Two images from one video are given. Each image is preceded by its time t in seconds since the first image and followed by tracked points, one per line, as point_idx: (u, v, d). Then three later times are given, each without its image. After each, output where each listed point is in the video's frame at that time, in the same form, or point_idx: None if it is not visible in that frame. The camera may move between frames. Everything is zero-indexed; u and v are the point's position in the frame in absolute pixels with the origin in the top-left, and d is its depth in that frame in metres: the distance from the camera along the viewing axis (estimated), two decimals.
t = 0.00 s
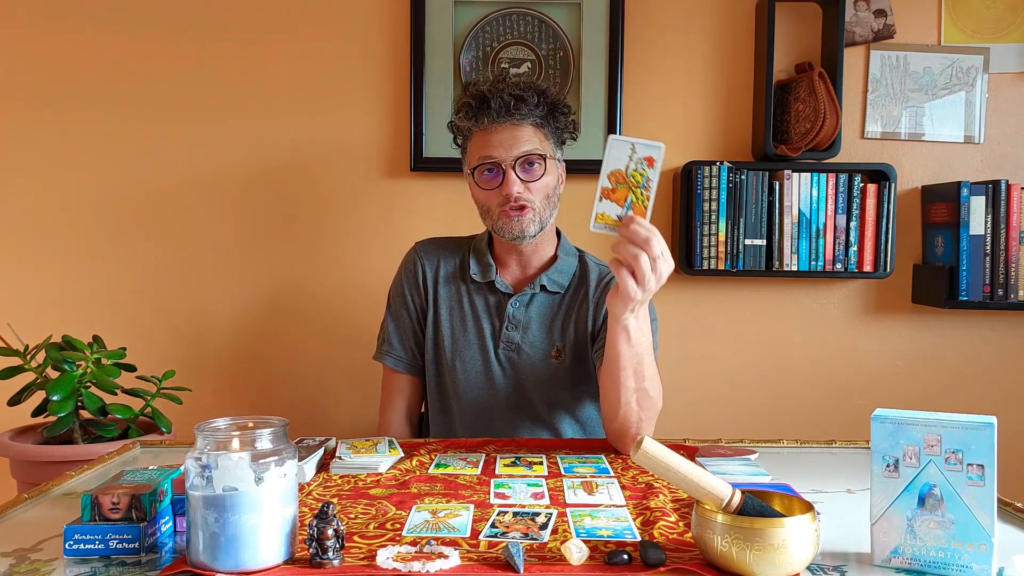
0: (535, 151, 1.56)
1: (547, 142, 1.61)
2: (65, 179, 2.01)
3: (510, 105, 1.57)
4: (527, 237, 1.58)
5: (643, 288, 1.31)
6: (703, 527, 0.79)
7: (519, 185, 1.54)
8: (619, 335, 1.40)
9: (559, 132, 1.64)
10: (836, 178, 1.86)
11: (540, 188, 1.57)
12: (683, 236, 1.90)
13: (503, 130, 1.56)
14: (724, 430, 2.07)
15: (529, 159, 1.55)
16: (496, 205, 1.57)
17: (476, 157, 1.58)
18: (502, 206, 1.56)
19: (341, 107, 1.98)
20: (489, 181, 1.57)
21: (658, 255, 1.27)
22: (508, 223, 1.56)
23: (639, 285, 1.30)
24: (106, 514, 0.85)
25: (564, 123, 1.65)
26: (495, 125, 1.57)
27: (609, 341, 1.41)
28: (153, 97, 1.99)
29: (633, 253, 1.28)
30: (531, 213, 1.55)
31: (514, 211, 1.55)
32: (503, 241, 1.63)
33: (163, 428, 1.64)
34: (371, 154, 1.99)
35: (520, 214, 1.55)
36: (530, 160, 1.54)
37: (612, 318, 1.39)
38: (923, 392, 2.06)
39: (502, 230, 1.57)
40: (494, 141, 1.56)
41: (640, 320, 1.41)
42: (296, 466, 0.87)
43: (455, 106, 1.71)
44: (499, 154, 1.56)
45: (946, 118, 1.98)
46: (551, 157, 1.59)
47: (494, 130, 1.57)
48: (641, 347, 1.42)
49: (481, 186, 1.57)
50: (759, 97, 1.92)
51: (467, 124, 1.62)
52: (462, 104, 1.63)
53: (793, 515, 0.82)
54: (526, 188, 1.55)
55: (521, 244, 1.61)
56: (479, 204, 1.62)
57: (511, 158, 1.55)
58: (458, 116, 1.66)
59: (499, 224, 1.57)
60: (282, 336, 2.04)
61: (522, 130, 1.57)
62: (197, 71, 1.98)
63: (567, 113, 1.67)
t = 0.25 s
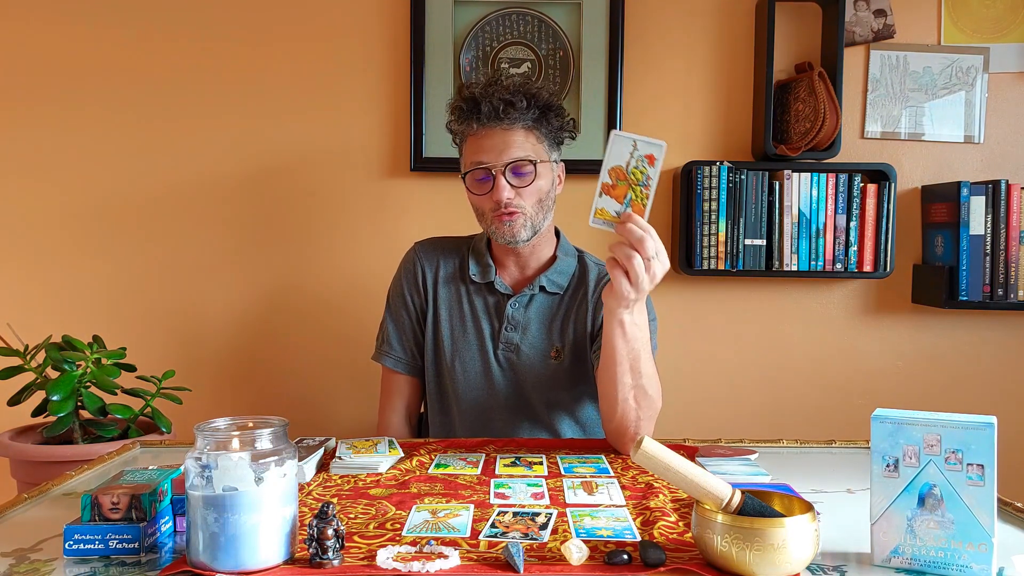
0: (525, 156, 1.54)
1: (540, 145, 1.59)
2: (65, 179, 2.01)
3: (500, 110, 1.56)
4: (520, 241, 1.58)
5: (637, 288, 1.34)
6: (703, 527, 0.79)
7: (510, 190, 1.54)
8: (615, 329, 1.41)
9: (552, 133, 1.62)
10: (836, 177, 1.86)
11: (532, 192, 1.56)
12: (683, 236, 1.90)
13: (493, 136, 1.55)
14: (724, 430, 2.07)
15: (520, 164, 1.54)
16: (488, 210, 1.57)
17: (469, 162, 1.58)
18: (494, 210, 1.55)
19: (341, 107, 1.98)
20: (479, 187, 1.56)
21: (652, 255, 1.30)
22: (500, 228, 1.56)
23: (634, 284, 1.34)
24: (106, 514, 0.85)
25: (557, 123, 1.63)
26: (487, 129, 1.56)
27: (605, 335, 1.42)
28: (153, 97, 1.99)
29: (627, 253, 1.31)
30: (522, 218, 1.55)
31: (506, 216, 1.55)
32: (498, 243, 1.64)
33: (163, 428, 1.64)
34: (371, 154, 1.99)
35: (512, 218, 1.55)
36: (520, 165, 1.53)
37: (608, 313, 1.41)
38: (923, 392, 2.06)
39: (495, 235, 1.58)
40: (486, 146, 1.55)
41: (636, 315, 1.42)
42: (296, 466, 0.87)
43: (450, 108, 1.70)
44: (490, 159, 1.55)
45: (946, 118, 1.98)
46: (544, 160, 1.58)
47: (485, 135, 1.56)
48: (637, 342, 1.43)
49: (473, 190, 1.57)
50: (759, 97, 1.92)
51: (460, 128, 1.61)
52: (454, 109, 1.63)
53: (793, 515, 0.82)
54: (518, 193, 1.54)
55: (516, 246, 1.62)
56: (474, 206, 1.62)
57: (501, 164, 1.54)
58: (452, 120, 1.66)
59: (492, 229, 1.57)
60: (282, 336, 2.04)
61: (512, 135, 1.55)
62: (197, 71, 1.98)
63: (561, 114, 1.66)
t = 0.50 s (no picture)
0: (509, 171, 1.52)
1: (528, 155, 1.55)
2: (65, 179, 2.01)
3: (482, 124, 1.51)
4: (508, 252, 1.59)
5: (619, 258, 1.39)
6: (703, 527, 0.79)
7: (494, 206, 1.53)
8: (608, 315, 1.43)
9: (542, 140, 1.57)
10: (836, 177, 1.86)
11: (517, 206, 1.55)
12: (683, 236, 1.90)
13: (477, 149, 1.53)
14: (724, 430, 2.07)
15: (504, 179, 1.52)
16: (475, 222, 1.58)
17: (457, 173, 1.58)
18: (480, 223, 1.56)
19: (341, 107, 1.98)
20: (466, 200, 1.56)
21: (627, 222, 1.38)
22: (487, 241, 1.57)
23: (615, 254, 1.39)
24: (106, 514, 0.85)
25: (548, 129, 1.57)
26: (470, 143, 1.53)
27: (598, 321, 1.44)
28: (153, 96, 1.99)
29: (601, 223, 1.40)
30: (508, 232, 1.55)
31: (492, 229, 1.56)
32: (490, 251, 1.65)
33: (163, 428, 1.64)
34: (371, 154, 1.99)
35: (497, 232, 1.56)
36: (503, 180, 1.52)
37: (599, 298, 1.43)
38: (923, 392, 2.06)
39: (484, 245, 1.60)
40: (470, 160, 1.54)
41: (628, 300, 1.45)
42: (296, 466, 0.87)
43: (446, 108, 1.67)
44: (475, 172, 1.54)
45: (946, 118, 1.98)
46: (530, 172, 1.55)
47: (469, 148, 1.54)
48: (631, 329, 1.44)
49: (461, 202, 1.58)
50: (759, 97, 1.92)
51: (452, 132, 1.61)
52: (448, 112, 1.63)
53: (793, 515, 0.82)
54: (501, 208, 1.54)
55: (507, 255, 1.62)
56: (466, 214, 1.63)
57: (485, 178, 1.52)
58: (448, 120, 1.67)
59: (481, 240, 1.59)
60: (282, 336, 2.04)
61: (495, 149, 1.52)
62: (198, 71, 1.98)
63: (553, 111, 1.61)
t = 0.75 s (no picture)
0: (505, 175, 1.52)
1: (525, 159, 1.56)
2: (65, 179, 2.01)
3: (477, 129, 1.52)
4: (507, 255, 1.59)
5: (611, 249, 1.41)
6: (703, 527, 0.79)
7: (491, 209, 1.53)
8: (607, 311, 1.43)
9: (538, 140, 1.58)
10: (836, 178, 1.86)
11: (514, 209, 1.54)
12: (683, 236, 1.90)
13: (473, 155, 1.54)
14: (724, 430, 2.07)
15: (500, 183, 1.52)
16: (474, 226, 1.58)
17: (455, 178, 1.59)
18: (478, 227, 1.57)
19: (342, 108, 1.98)
20: (465, 204, 1.57)
21: (618, 213, 1.40)
22: (486, 244, 1.57)
23: (608, 246, 1.41)
24: (106, 514, 0.85)
25: (544, 129, 1.58)
26: (466, 148, 1.54)
27: (597, 318, 1.44)
28: (153, 97, 1.99)
29: (591, 213, 1.42)
30: (506, 234, 1.55)
31: (490, 232, 1.56)
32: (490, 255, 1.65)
33: (163, 428, 1.64)
34: (371, 154, 1.99)
35: (496, 235, 1.56)
36: (500, 184, 1.52)
37: (598, 294, 1.43)
38: (923, 392, 2.06)
39: (484, 248, 1.60)
40: (467, 165, 1.55)
41: (625, 296, 1.45)
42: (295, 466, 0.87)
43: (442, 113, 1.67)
44: (472, 177, 1.55)
45: (946, 118, 1.98)
46: (527, 175, 1.55)
47: (466, 154, 1.55)
48: (630, 326, 1.44)
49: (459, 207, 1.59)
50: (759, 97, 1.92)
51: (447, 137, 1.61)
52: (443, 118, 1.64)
53: (793, 515, 0.82)
54: (499, 212, 1.54)
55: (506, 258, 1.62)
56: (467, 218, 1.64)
57: (482, 183, 1.53)
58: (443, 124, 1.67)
59: (480, 243, 1.59)
60: (282, 336, 2.04)
61: (491, 153, 1.52)
62: (198, 71, 1.98)
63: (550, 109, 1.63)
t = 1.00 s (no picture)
0: (531, 178, 1.52)
1: (546, 162, 1.55)
2: (65, 179, 2.01)
3: (507, 133, 1.49)
4: (520, 253, 1.59)
5: (615, 249, 1.40)
6: (703, 527, 0.79)
7: (513, 212, 1.53)
8: (609, 310, 1.43)
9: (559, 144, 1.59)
10: (836, 177, 1.86)
11: (534, 212, 1.55)
12: (683, 236, 1.90)
13: (498, 157, 1.51)
14: (724, 430, 2.07)
15: (525, 186, 1.51)
16: (490, 227, 1.57)
17: (472, 179, 1.55)
18: (497, 228, 1.55)
19: (342, 107, 1.98)
20: (483, 204, 1.55)
21: (623, 212, 1.38)
22: (501, 243, 1.57)
23: (613, 245, 1.39)
24: (106, 514, 0.85)
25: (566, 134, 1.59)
26: (490, 149, 1.51)
27: (601, 318, 1.43)
28: (153, 97, 1.99)
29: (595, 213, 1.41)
30: (524, 236, 1.55)
31: (507, 232, 1.56)
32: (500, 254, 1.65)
33: (163, 429, 1.64)
34: (371, 154, 1.99)
35: (513, 236, 1.56)
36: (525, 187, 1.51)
37: (600, 293, 1.43)
38: (922, 391, 2.06)
39: (497, 247, 1.59)
40: (489, 166, 1.52)
41: (629, 295, 1.44)
42: (296, 466, 0.87)
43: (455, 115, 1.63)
44: (494, 179, 1.52)
45: (946, 117, 1.98)
46: (547, 179, 1.56)
47: (490, 155, 1.51)
48: (632, 325, 1.44)
49: (475, 207, 1.56)
50: (759, 97, 1.92)
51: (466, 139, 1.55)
52: (459, 121, 1.56)
53: (793, 515, 0.82)
54: (519, 214, 1.54)
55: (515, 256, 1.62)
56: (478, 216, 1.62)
57: (506, 185, 1.51)
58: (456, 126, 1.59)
59: (494, 242, 1.58)
60: (282, 336, 2.04)
61: (518, 157, 1.51)
62: (198, 71, 1.98)
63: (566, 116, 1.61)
